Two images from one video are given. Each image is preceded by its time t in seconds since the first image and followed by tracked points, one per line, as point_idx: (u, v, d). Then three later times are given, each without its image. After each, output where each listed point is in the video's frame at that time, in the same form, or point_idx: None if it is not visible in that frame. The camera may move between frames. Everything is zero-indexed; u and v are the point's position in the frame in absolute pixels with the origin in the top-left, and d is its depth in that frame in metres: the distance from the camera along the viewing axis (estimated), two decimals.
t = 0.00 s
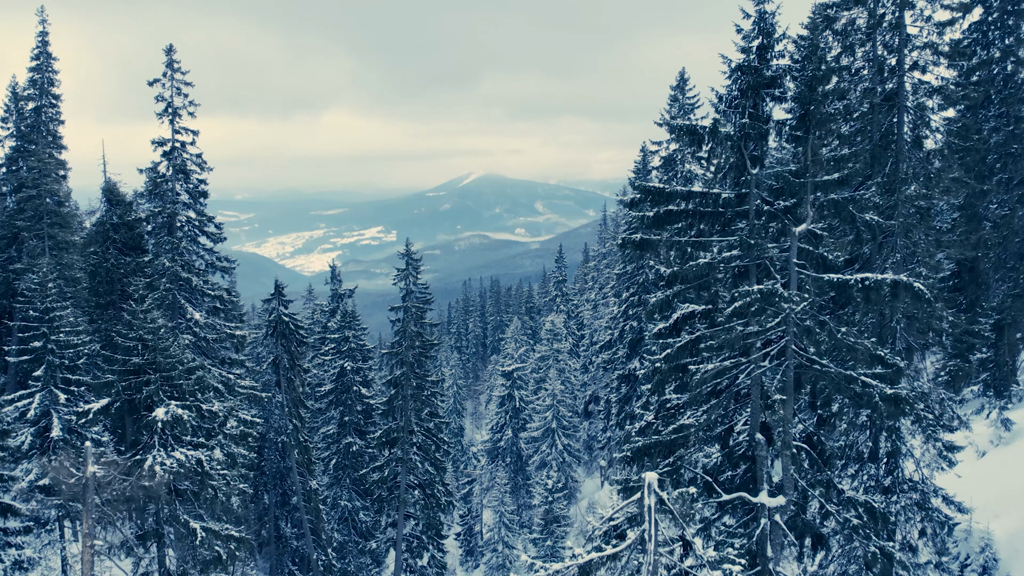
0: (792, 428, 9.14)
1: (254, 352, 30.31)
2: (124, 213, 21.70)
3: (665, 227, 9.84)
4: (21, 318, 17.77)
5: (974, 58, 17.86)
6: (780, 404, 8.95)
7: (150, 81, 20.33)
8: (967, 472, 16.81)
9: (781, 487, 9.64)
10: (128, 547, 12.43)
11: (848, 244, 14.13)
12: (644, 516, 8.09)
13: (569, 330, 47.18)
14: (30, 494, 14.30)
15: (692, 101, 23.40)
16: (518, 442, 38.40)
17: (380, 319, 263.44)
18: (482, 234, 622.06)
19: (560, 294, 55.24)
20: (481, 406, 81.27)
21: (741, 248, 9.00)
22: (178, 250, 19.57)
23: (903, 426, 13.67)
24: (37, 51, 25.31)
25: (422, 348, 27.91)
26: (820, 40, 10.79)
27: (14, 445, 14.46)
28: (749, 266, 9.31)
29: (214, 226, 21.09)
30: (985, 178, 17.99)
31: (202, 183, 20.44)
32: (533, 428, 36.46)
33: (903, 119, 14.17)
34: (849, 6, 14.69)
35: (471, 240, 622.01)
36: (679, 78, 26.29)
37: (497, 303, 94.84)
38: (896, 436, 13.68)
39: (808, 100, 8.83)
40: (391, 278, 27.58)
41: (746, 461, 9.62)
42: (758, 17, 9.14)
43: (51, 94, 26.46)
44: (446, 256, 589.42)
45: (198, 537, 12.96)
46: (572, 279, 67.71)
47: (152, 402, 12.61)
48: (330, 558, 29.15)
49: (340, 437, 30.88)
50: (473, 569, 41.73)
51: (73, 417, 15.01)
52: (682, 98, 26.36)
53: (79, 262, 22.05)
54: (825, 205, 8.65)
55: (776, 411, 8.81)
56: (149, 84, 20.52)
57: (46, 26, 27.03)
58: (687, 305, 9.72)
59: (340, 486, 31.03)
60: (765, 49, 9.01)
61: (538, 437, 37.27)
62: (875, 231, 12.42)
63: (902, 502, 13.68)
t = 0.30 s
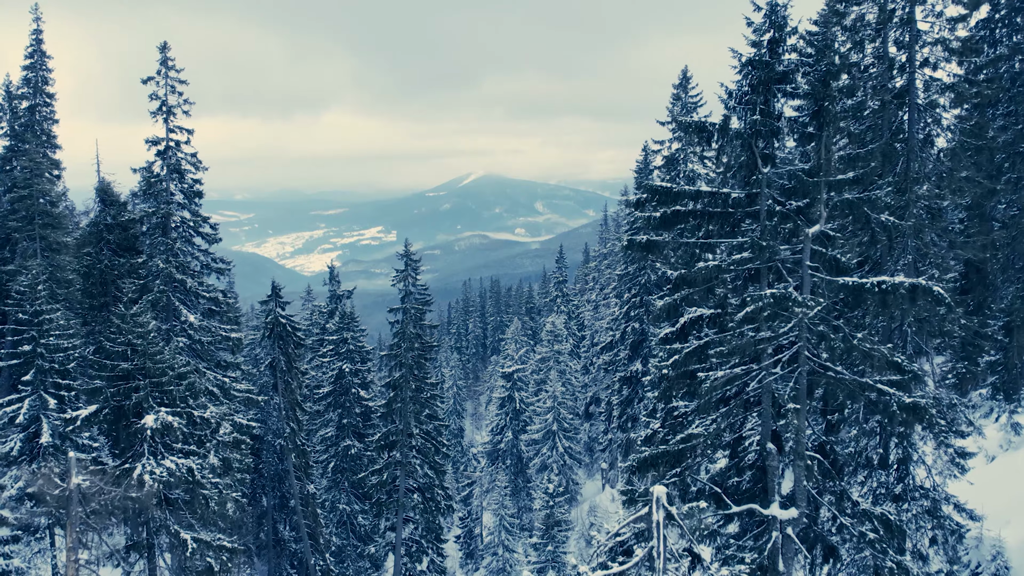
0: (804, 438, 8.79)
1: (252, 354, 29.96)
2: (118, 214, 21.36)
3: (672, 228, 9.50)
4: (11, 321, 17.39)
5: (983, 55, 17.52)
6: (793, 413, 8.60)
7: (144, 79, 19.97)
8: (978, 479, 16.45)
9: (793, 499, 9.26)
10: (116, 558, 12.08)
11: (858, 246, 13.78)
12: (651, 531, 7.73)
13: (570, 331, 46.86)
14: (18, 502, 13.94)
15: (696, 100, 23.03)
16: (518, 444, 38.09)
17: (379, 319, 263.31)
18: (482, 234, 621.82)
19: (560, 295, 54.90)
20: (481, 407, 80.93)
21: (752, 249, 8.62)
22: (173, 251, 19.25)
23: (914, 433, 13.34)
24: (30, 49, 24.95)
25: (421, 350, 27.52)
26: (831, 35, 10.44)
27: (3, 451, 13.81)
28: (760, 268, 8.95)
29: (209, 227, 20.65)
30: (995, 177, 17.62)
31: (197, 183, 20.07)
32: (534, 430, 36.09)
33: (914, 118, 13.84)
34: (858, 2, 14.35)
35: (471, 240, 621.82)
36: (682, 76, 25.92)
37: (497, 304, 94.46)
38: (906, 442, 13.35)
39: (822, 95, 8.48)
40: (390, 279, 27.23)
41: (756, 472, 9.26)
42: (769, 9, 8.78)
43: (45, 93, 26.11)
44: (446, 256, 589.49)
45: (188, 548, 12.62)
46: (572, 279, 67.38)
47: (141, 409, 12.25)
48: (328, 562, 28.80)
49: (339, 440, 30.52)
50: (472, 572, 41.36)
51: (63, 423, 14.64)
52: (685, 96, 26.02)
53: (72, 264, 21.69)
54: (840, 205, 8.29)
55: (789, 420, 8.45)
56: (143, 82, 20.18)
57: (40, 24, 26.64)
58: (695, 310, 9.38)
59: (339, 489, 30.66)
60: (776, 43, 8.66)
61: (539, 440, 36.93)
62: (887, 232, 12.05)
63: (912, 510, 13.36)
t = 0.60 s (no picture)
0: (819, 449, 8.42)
1: (249, 356, 29.58)
2: (112, 214, 20.99)
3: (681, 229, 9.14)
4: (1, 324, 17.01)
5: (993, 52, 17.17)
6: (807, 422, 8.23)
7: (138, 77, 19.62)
8: (990, 486, 16.07)
9: (806, 511, 8.89)
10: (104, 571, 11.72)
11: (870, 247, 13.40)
12: (660, 549, 7.37)
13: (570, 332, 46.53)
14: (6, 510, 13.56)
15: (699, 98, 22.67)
16: (518, 447, 37.73)
17: (379, 319, 262.80)
18: (482, 234, 621.48)
19: (560, 295, 54.55)
20: (481, 408, 80.55)
21: (764, 252, 8.24)
22: (167, 251, 18.83)
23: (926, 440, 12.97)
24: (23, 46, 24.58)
25: (420, 352, 27.13)
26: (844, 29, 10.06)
27: None
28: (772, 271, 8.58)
29: (204, 227, 20.30)
30: (1007, 176, 17.25)
31: (191, 182, 19.68)
32: (534, 433, 35.70)
33: (926, 115, 13.47)
34: None
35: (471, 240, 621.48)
36: (685, 74, 25.57)
37: (497, 304, 94.08)
38: (919, 450, 12.99)
39: (837, 90, 8.09)
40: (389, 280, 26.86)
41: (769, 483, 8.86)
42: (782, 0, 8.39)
43: (39, 91, 25.76)
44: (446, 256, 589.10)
45: (178, 560, 12.25)
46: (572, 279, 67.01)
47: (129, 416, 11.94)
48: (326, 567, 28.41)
49: (337, 443, 30.16)
50: None
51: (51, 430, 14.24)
52: (688, 95, 25.65)
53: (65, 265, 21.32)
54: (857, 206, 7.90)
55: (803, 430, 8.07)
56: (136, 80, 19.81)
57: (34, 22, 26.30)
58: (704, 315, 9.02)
59: (337, 493, 30.28)
60: (790, 35, 8.26)
61: (539, 442, 36.58)
62: (900, 232, 11.68)
63: (925, 519, 13.00)
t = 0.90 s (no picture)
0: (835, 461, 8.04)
1: (245, 358, 29.17)
2: (104, 214, 20.62)
3: (690, 230, 8.76)
4: None
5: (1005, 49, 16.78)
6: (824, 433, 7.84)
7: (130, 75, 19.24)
8: (1003, 493, 15.65)
9: (821, 526, 8.50)
10: None
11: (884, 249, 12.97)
12: (671, 569, 6.98)
13: (570, 333, 46.13)
14: None
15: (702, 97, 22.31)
16: (518, 449, 37.34)
17: (379, 320, 262.35)
18: (482, 234, 621.49)
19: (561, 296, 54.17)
20: (481, 409, 80.11)
21: (778, 255, 7.84)
22: (160, 252, 18.39)
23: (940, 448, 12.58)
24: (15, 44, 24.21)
25: (419, 354, 26.73)
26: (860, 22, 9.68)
27: None
28: (787, 275, 8.18)
29: (198, 228, 19.91)
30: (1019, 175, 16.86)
31: (185, 182, 19.29)
32: (535, 435, 35.29)
33: (938, 113, 13.11)
34: None
35: (471, 240, 621.13)
36: (688, 73, 25.18)
37: (497, 305, 93.69)
38: (932, 457, 12.60)
39: (855, 85, 7.72)
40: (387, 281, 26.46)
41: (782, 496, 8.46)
42: None
43: (32, 90, 25.38)
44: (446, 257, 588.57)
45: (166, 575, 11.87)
46: (573, 280, 66.60)
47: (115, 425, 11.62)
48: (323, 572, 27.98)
49: (335, 446, 29.76)
50: None
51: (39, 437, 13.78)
52: (691, 93, 25.27)
53: (56, 267, 20.92)
54: (876, 206, 7.52)
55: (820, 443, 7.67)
56: (129, 77, 19.41)
57: (28, 19, 25.91)
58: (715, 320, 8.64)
59: (335, 497, 29.87)
60: (804, 27, 7.89)
61: (540, 445, 36.16)
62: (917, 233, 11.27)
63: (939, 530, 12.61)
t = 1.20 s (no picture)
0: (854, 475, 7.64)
1: (242, 361, 28.76)
2: (96, 215, 20.24)
3: (702, 232, 8.36)
4: None
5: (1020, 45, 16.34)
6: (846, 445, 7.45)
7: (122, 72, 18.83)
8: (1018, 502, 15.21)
9: (839, 542, 8.09)
10: None
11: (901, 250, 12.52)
12: None
13: (571, 334, 45.71)
14: None
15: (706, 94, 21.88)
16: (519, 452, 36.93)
17: (378, 321, 261.90)
18: (482, 234, 621.17)
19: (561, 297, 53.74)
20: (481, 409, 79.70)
21: (796, 258, 7.44)
22: (153, 254, 17.91)
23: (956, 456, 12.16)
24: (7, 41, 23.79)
25: (418, 357, 26.30)
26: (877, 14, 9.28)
27: None
28: (803, 279, 7.78)
29: (192, 229, 19.48)
30: None
31: (178, 181, 18.87)
32: (536, 438, 34.84)
33: (954, 111, 12.69)
34: None
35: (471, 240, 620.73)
36: (691, 70, 24.75)
37: (497, 305, 93.29)
38: (948, 466, 12.18)
39: (877, 78, 7.31)
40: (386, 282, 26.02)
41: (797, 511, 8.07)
42: None
43: (25, 88, 24.96)
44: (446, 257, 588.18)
45: None
46: (574, 280, 66.16)
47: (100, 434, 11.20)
48: None
49: (333, 450, 29.37)
50: None
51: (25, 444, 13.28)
52: (694, 91, 24.84)
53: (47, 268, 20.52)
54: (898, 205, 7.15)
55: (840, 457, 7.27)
56: (121, 74, 18.99)
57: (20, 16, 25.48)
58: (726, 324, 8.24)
59: (333, 501, 29.43)
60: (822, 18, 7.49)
61: (541, 448, 35.74)
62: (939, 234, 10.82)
63: (954, 540, 12.19)
